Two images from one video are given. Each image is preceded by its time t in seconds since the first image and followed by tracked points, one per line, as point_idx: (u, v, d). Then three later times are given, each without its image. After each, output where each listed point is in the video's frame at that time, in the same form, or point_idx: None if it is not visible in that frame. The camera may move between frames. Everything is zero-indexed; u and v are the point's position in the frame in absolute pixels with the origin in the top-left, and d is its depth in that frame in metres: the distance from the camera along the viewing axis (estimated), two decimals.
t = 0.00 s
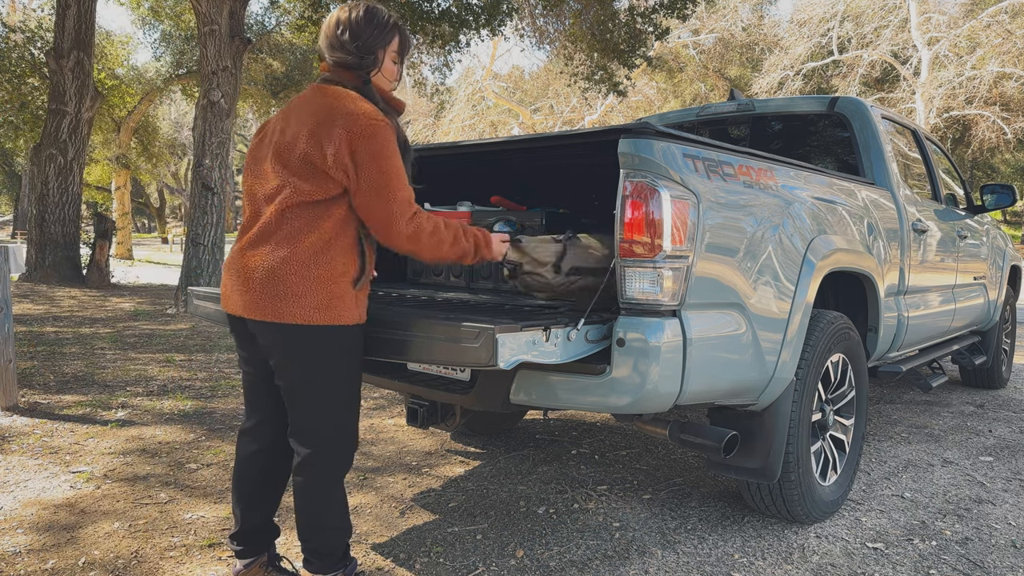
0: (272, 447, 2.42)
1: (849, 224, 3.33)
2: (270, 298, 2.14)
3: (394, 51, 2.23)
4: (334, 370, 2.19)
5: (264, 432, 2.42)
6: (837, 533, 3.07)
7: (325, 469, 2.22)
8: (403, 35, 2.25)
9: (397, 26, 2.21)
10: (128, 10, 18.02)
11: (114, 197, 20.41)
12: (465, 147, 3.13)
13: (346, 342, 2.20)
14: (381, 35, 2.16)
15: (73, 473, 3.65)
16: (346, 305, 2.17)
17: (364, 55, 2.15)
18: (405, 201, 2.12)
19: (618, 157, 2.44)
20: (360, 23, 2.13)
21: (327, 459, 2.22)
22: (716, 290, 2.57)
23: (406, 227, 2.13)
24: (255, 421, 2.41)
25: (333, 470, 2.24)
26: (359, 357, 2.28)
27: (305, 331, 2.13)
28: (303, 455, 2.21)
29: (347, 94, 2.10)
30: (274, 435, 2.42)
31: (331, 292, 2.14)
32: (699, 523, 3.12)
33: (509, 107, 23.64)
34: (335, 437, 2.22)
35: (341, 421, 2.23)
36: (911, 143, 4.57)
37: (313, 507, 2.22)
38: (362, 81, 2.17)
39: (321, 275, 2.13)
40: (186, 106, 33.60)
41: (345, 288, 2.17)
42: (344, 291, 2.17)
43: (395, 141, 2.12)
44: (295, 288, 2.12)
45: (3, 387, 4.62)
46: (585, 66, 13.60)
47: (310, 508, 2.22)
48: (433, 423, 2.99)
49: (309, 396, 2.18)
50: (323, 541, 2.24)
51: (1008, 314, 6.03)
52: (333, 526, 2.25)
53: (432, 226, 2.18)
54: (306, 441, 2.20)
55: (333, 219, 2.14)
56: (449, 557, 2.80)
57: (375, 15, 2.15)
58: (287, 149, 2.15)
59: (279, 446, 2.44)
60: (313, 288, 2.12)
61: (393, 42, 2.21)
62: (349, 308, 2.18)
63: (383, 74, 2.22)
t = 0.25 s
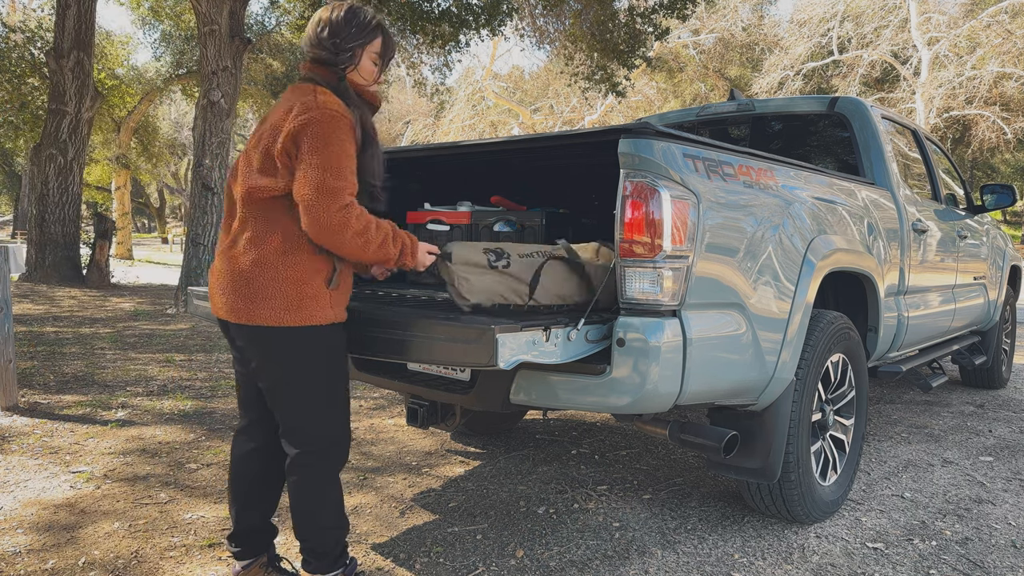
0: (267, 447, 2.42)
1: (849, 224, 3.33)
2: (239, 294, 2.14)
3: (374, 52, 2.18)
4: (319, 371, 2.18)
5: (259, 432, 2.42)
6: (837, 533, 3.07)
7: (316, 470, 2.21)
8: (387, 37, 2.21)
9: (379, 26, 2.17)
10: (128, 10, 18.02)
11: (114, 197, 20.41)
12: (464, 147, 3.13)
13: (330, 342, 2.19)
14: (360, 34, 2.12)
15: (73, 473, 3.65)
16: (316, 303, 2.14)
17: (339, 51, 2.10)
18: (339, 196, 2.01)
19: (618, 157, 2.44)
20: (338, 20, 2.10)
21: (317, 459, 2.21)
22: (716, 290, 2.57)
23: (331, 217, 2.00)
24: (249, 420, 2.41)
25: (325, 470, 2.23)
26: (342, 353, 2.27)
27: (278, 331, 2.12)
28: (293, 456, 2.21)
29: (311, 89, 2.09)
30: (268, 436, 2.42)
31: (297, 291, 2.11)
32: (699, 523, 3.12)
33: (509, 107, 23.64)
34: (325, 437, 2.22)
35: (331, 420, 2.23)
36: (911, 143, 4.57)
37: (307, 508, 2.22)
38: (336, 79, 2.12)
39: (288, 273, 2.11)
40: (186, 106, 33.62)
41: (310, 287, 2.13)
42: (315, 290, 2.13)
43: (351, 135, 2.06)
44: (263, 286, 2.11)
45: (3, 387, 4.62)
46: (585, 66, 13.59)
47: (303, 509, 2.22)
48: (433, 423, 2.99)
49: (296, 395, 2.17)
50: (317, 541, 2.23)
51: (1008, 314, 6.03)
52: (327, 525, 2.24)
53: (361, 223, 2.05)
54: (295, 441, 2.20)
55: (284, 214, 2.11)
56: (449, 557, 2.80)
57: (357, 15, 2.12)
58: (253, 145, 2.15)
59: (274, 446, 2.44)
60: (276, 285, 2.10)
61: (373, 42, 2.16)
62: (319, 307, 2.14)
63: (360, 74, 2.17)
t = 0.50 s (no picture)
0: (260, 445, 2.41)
1: (849, 223, 3.33)
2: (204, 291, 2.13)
3: (352, 53, 2.12)
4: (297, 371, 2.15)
5: (250, 432, 2.41)
6: (837, 533, 3.07)
7: (301, 470, 2.20)
8: (367, 37, 2.14)
9: (360, 25, 2.11)
10: (128, 10, 18.02)
11: (114, 197, 20.41)
12: (464, 147, 3.13)
13: (306, 341, 2.16)
14: (336, 32, 2.06)
15: (73, 473, 3.65)
16: (275, 301, 2.08)
17: (312, 50, 2.06)
18: (274, 185, 1.93)
19: (618, 157, 2.44)
20: (313, 19, 2.06)
21: (304, 458, 2.21)
22: (716, 290, 2.57)
23: (259, 206, 1.92)
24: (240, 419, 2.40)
25: (311, 470, 2.22)
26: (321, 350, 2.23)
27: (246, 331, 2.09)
28: (279, 457, 2.20)
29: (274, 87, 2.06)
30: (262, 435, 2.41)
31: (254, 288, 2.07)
32: (698, 523, 3.12)
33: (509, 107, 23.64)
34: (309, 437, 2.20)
35: (316, 419, 2.21)
36: (911, 143, 4.57)
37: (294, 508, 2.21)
38: (309, 78, 2.07)
39: (246, 271, 2.08)
40: (186, 107, 33.61)
41: (268, 284, 2.08)
42: (274, 288, 2.08)
43: (299, 128, 1.99)
44: (225, 284, 2.09)
45: (3, 387, 4.62)
46: (585, 66, 13.59)
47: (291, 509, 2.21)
48: (433, 422, 2.99)
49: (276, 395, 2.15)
50: (307, 541, 2.23)
51: (1008, 314, 6.03)
52: (317, 524, 2.24)
53: (294, 213, 1.95)
54: (279, 441, 2.19)
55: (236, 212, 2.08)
56: (449, 557, 2.80)
57: (335, 14, 2.08)
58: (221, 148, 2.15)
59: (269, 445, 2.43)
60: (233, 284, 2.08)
61: (350, 42, 2.10)
62: (277, 304, 2.08)
63: (333, 72, 2.10)
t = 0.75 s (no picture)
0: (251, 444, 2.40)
1: (849, 224, 3.33)
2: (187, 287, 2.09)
3: (341, 49, 2.09)
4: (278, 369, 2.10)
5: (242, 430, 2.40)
6: (837, 533, 3.07)
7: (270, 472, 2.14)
8: (358, 32, 2.10)
9: (351, 19, 2.07)
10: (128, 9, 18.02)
11: (114, 197, 20.40)
12: (464, 147, 3.13)
13: (290, 341, 2.11)
14: (323, 27, 2.03)
15: (74, 473, 3.65)
16: (252, 301, 2.03)
17: (299, 46, 2.05)
18: (245, 185, 1.92)
19: (618, 157, 2.44)
20: (301, 13, 2.03)
21: (270, 464, 2.13)
22: (716, 290, 2.57)
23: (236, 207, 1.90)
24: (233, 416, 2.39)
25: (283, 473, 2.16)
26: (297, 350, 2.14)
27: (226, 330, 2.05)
28: (249, 455, 2.14)
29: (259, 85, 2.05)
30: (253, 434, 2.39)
31: (232, 287, 2.02)
32: (698, 523, 3.12)
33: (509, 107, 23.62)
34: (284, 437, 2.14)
35: (287, 424, 2.14)
36: (911, 143, 4.57)
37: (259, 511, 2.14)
38: (295, 74, 2.08)
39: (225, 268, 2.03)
40: (186, 106, 33.62)
41: (246, 284, 2.03)
42: (253, 289, 2.03)
43: (275, 128, 1.97)
44: (208, 284, 2.05)
45: (3, 387, 4.61)
46: (585, 66, 13.59)
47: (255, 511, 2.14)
48: (433, 423, 2.99)
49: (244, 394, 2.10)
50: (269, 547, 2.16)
51: (1008, 314, 6.03)
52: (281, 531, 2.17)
53: (265, 215, 1.92)
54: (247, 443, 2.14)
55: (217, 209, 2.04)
56: (449, 557, 2.80)
57: (323, 8, 2.04)
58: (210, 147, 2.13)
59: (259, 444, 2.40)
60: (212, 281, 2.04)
61: (339, 38, 2.06)
62: (254, 305, 2.03)
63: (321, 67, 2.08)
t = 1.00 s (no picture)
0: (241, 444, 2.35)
1: (849, 224, 3.33)
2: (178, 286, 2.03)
3: (345, 48, 2.06)
4: (266, 374, 2.04)
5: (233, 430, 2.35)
6: (837, 533, 3.07)
7: (252, 480, 2.09)
8: (362, 30, 2.07)
9: (354, 17, 2.05)
10: (128, 10, 18.02)
11: (114, 197, 20.40)
12: (464, 147, 3.13)
13: (271, 345, 2.03)
14: (326, 25, 2.00)
15: (74, 473, 3.65)
16: (243, 305, 1.98)
17: (301, 44, 2.02)
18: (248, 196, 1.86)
19: (618, 157, 2.44)
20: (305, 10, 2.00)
21: (251, 469, 2.08)
22: (716, 290, 2.57)
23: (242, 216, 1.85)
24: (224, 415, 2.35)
25: (264, 480, 2.12)
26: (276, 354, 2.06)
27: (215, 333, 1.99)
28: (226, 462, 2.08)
29: (260, 83, 2.01)
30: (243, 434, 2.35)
31: (228, 291, 1.97)
32: (698, 523, 3.12)
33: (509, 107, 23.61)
34: (268, 445, 2.10)
35: (266, 430, 2.07)
36: (911, 143, 4.57)
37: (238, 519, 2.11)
38: (296, 72, 2.04)
39: (219, 269, 1.98)
40: (186, 106, 33.63)
41: (241, 289, 1.98)
42: (246, 293, 1.98)
43: (279, 130, 1.93)
44: (202, 287, 1.99)
45: (3, 387, 4.61)
46: (585, 66, 13.59)
47: (234, 519, 2.09)
48: (433, 423, 2.99)
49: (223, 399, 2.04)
50: (249, 553, 2.12)
51: (1008, 314, 6.03)
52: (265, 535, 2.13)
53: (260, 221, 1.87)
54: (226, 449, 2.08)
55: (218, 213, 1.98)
56: (449, 557, 2.80)
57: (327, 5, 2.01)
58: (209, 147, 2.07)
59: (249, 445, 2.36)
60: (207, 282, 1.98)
61: (342, 36, 2.04)
62: (247, 309, 1.97)
63: (324, 66, 2.05)
